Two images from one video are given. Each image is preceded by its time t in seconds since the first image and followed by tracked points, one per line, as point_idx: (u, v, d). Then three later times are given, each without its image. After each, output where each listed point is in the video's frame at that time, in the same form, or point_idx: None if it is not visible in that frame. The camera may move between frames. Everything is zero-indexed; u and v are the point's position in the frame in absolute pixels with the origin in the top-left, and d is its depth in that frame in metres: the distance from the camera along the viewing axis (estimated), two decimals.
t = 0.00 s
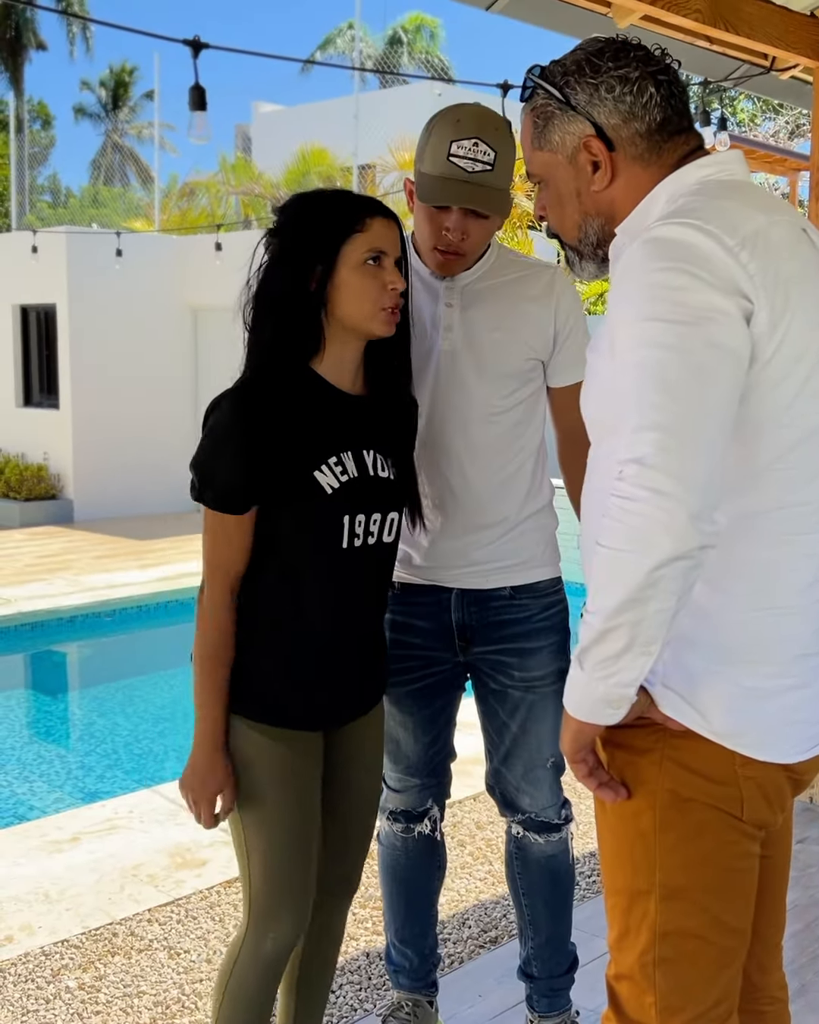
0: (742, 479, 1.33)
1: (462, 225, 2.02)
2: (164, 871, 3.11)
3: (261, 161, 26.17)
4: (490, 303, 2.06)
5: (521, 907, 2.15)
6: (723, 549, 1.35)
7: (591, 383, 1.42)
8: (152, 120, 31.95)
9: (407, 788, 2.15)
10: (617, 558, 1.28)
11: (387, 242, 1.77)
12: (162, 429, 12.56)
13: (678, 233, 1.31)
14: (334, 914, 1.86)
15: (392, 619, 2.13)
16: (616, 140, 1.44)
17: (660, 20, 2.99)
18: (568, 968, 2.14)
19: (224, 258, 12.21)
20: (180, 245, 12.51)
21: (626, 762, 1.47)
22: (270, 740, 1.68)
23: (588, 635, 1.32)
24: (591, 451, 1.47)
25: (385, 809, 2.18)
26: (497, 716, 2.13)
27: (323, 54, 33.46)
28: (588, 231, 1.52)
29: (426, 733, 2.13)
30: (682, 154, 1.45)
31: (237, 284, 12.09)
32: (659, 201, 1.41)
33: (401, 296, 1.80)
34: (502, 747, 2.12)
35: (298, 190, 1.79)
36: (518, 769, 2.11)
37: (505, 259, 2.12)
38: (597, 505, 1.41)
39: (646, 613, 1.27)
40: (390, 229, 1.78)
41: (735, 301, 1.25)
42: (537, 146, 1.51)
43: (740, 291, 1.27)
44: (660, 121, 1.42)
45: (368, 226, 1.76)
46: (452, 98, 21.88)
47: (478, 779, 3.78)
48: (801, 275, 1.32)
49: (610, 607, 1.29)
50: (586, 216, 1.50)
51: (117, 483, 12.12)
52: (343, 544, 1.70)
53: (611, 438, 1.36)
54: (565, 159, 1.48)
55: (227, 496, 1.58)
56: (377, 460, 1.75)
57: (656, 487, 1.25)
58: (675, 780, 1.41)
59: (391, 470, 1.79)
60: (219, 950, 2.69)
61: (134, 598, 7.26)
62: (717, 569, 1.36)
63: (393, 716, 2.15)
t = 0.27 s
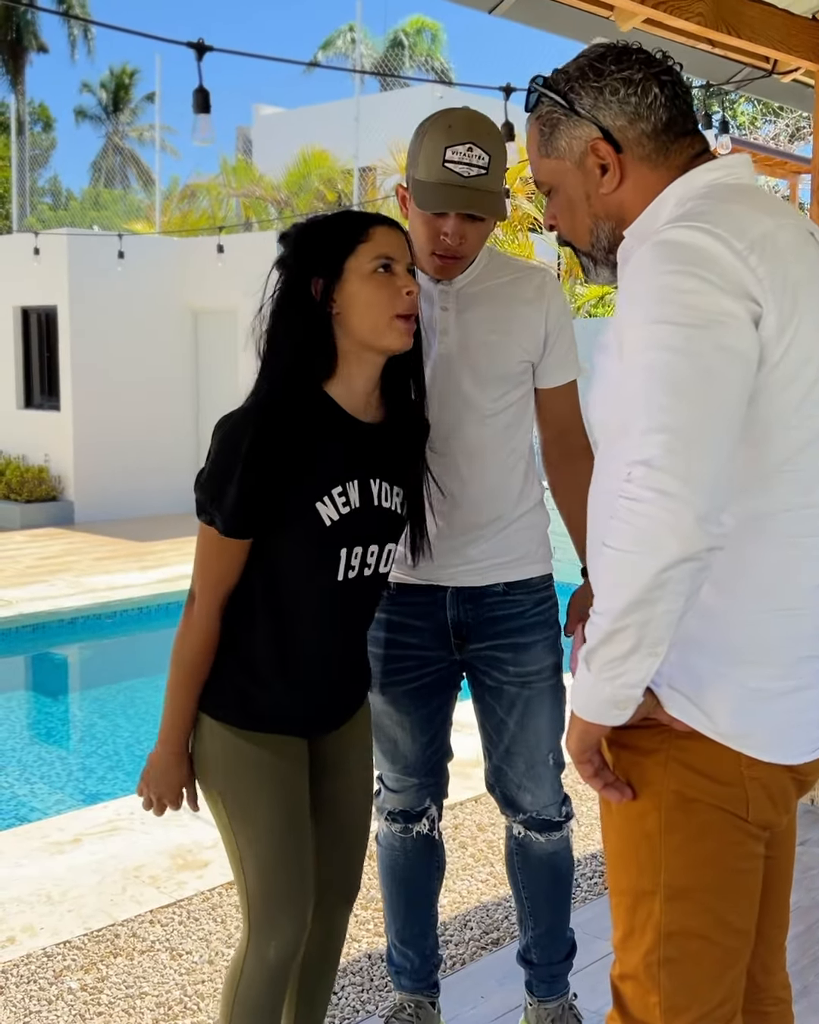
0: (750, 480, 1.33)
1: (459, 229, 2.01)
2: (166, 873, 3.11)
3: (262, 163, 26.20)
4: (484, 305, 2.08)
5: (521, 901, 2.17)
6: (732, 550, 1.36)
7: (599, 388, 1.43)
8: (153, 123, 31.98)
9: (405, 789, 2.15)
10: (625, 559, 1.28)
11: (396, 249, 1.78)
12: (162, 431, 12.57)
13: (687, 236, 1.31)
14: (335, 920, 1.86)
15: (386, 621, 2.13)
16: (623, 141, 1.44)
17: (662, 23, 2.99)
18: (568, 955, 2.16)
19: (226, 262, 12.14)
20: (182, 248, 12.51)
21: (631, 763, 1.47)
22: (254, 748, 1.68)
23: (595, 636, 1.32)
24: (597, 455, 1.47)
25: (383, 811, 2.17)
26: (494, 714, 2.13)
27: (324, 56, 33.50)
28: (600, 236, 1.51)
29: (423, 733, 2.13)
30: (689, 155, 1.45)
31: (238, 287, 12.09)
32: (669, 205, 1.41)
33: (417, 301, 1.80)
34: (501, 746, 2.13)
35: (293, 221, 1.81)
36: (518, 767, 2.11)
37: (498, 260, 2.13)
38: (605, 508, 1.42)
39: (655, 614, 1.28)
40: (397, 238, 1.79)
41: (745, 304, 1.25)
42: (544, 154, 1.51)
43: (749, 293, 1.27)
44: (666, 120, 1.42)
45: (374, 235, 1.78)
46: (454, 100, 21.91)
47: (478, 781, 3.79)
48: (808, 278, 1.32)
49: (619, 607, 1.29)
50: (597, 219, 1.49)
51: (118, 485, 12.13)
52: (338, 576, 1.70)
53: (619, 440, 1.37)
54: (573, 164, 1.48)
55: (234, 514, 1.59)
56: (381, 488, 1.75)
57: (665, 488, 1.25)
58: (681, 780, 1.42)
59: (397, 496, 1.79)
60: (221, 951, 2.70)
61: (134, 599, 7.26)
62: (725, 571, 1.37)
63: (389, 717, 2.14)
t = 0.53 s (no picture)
0: (757, 480, 1.35)
1: (484, 229, 2.03)
2: (167, 874, 3.11)
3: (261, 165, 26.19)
4: (506, 310, 2.10)
5: (523, 895, 2.20)
6: (740, 550, 1.37)
7: (606, 392, 1.45)
8: (152, 124, 32.01)
9: (415, 791, 2.14)
10: (633, 559, 1.31)
11: (401, 258, 1.78)
12: (162, 433, 12.57)
13: (698, 238, 1.33)
14: (341, 924, 1.86)
15: (406, 622, 2.13)
16: (630, 137, 1.44)
17: (663, 27, 3.00)
18: (566, 950, 2.19)
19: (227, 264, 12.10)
20: (182, 249, 12.52)
21: (634, 762, 1.48)
22: (260, 748, 1.69)
23: (604, 635, 1.35)
24: (604, 459, 1.48)
25: (392, 811, 2.17)
26: (509, 716, 2.16)
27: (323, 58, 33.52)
28: (608, 236, 1.51)
29: (436, 734, 2.14)
30: (695, 151, 1.46)
31: (237, 288, 12.08)
32: (675, 207, 1.42)
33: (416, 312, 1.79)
34: (515, 748, 2.15)
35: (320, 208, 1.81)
36: (532, 769, 2.14)
37: (518, 265, 2.16)
38: (613, 510, 1.44)
39: (662, 614, 1.31)
40: (406, 247, 1.79)
41: (752, 306, 1.27)
42: (551, 159, 1.52)
43: (757, 296, 1.29)
44: (671, 115, 1.43)
45: (379, 242, 1.77)
46: (453, 103, 21.89)
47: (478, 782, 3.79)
48: (816, 281, 1.33)
49: (626, 607, 1.32)
50: (606, 218, 1.49)
51: (117, 486, 12.13)
52: (341, 574, 1.71)
53: (627, 441, 1.39)
54: (581, 163, 1.48)
55: (235, 506, 1.60)
56: (381, 488, 1.76)
57: (673, 488, 1.27)
58: (684, 779, 1.43)
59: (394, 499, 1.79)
60: (222, 952, 2.70)
61: (134, 600, 7.27)
62: (731, 572, 1.38)
63: (402, 719, 2.14)
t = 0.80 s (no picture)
0: (758, 480, 1.36)
1: (517, 234, 2.06)
2: (166, 874, 3.12)
3: (259, 166, 26.19)
4: (541, 314, 2.13)
5: (529, 892, 2.22)
6: (741, 551, 1.38)
7: (610, 391, 1.46)
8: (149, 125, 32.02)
9: (432, 791, 2.17)
10: (637, 558, 1.32)
11: (417, 264, 1.78)
12: (160, 434, 12.58)
13: (704, 240, 1.34)
14: (338, 915, 1.87)
15: (434, 619, 2.17)
16: (633, 137, 1.45)
17: (662, 30, 3.01)
18: (569, 952, 2.20)
19: (225, 265, 12.08)
20: (180, 250, 12.52)
21: (634, 760, 1.49)
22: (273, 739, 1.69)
23: (606, 633, 1.36)
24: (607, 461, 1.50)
25: (408, 810, 2.20)
26: (529, 717, 2.18)
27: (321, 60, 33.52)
28: (618, 237, 1.52)
29: (458, 734, 2.16)
30: (697, 146, 1.47)
31: (234, 289, 12.08)
32: (681, 208, 1.43)
33: (430, 319, 1.80)
34: (532, 748, 2.17)
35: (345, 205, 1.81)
36: (548, 769, 2.17)
37: (555, 269, 2.19)
38: (617, 508, 1.45)
39: (665, 613, 1.31)
40: (420, 252, 1.79)
41: (757, 308, 1.28)
42: (557, 168, 1.52)
43: (762, 298, 1.30)
44: (672, 113, 1.43)
45: (396, 248, 1.77)
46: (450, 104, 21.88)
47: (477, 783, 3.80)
48: None
49: (629, 606, 1.33)
50: (614, 219, 1.50)
51: (115, 487, 12.14)
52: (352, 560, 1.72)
53: (632, 440, 1.40)
54: (587, 168, 1.49)
55: (255, 488, 1.60)
56: (388, 477, 1.77)
57: (677, 488, 1.28)
58: (685, 778, 1.43)
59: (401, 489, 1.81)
60: (222, 952, 2.71)
61: (132, 601, 7.27)
62: (732, 573, 1.39)
63: (425, 717, 2.17)
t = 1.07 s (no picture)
0: (756, 483, 1.37)
1: (545, 240, 2.06)
2: (164, 874, 3.13)
3: (255, 166, 26.20)
4: (570, 318, 2.14)
5: (534, 891, 2.22)
6: (740, 552, 1.39)
7: (610, 391, 1.47)
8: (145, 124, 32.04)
9: (441, 788, 2.18)
10: (638, 559, 1.32)
11: (417, 266, 1.80)
12: (156, 434, 12.58)
13: (705, 243, 1.35)
14: (335, 910, 1.87)
15: (454, 616, 2.19)
16: (629, 146, 1.46)
17: (659, 33, 3.02)
18: (571, 952, 2.21)
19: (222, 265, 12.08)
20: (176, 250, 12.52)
21: (633, 759, 1.50)
22: (274, 735, 1.69)
23: (605, 633, 1.37)
24: (605, 473, 1.51)
25: (416, 807, 2.21)
26: (544, 717, 2.19)
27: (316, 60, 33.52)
28: (625, 249, 1.52)
29: (470, 733, 2.18)
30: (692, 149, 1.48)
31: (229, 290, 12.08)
32: (680, 214, 1.43)
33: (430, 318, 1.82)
34: (545, 745, 2.19)
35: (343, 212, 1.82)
36: (560, 768, 2.17)
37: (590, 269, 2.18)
38: (617, 508, 1.46)
39: (663, 612, 1.32)
40: (420, 255, 1.81)
41: (756, 311, 1.29)
42: (556, 188, 1.53)
43: (762, 301, 1.31)
44: (663, 118, 1.45)
45: (395, 251, 1.79)
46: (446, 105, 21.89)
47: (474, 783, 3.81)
48: (817, 287, 1.36)
49: (629, 605, 1.33)
50: (620, 231, 1.50)
51: (111, 488, 12.14)
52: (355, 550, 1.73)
53: (632, 441, 1.41)
54: (587, 184, 1.49)
55: (255, 479, 1.61)
56: (392, 470, 1.78)
57: (676, 489, 1.29)
58: (683, 777, 1.44)
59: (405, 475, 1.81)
60: (220, 952, 2.71)
61: (129, 601, 7.28)
62: (730, 575, 1.40)
63: (439, 714, 2.19)
